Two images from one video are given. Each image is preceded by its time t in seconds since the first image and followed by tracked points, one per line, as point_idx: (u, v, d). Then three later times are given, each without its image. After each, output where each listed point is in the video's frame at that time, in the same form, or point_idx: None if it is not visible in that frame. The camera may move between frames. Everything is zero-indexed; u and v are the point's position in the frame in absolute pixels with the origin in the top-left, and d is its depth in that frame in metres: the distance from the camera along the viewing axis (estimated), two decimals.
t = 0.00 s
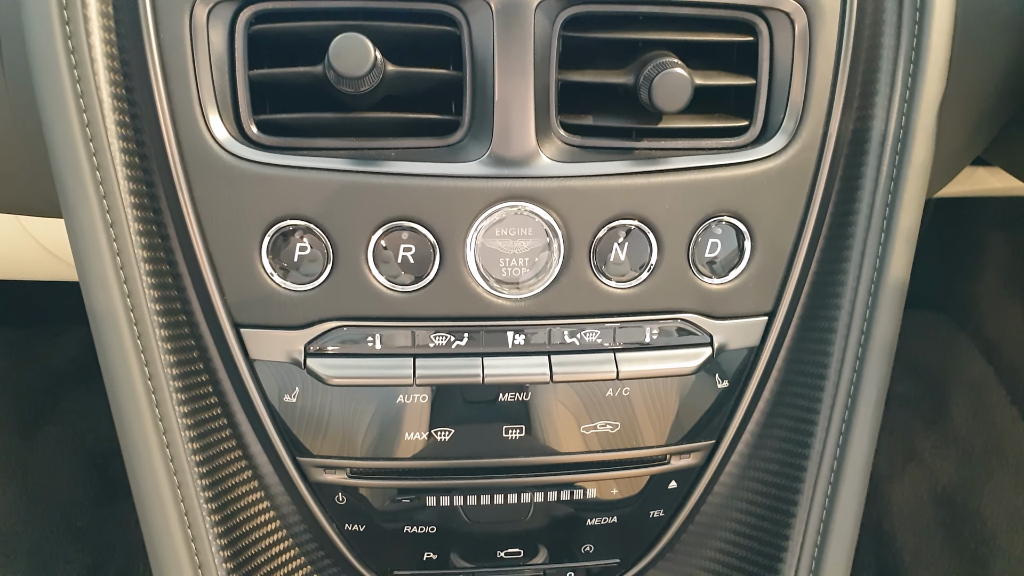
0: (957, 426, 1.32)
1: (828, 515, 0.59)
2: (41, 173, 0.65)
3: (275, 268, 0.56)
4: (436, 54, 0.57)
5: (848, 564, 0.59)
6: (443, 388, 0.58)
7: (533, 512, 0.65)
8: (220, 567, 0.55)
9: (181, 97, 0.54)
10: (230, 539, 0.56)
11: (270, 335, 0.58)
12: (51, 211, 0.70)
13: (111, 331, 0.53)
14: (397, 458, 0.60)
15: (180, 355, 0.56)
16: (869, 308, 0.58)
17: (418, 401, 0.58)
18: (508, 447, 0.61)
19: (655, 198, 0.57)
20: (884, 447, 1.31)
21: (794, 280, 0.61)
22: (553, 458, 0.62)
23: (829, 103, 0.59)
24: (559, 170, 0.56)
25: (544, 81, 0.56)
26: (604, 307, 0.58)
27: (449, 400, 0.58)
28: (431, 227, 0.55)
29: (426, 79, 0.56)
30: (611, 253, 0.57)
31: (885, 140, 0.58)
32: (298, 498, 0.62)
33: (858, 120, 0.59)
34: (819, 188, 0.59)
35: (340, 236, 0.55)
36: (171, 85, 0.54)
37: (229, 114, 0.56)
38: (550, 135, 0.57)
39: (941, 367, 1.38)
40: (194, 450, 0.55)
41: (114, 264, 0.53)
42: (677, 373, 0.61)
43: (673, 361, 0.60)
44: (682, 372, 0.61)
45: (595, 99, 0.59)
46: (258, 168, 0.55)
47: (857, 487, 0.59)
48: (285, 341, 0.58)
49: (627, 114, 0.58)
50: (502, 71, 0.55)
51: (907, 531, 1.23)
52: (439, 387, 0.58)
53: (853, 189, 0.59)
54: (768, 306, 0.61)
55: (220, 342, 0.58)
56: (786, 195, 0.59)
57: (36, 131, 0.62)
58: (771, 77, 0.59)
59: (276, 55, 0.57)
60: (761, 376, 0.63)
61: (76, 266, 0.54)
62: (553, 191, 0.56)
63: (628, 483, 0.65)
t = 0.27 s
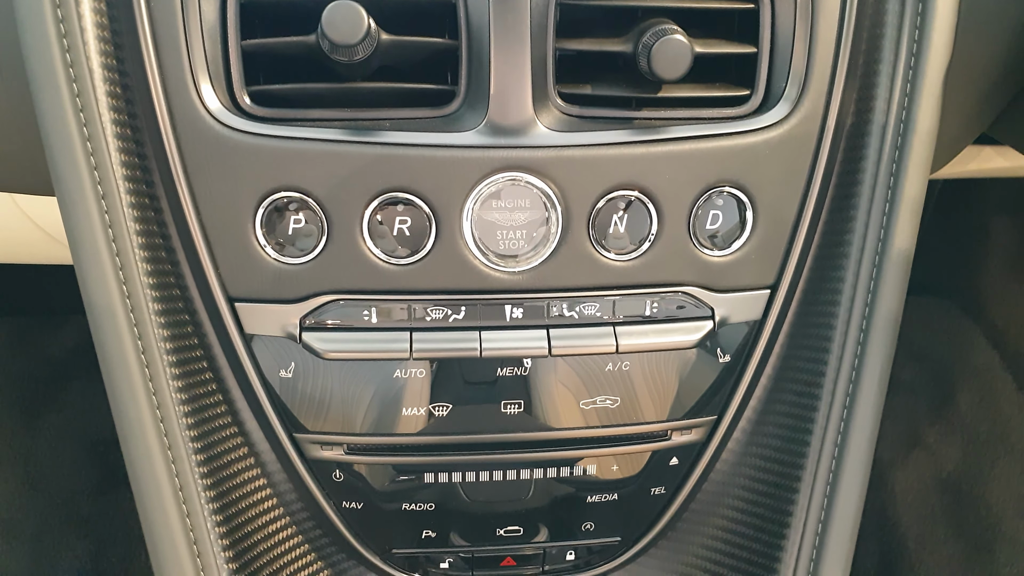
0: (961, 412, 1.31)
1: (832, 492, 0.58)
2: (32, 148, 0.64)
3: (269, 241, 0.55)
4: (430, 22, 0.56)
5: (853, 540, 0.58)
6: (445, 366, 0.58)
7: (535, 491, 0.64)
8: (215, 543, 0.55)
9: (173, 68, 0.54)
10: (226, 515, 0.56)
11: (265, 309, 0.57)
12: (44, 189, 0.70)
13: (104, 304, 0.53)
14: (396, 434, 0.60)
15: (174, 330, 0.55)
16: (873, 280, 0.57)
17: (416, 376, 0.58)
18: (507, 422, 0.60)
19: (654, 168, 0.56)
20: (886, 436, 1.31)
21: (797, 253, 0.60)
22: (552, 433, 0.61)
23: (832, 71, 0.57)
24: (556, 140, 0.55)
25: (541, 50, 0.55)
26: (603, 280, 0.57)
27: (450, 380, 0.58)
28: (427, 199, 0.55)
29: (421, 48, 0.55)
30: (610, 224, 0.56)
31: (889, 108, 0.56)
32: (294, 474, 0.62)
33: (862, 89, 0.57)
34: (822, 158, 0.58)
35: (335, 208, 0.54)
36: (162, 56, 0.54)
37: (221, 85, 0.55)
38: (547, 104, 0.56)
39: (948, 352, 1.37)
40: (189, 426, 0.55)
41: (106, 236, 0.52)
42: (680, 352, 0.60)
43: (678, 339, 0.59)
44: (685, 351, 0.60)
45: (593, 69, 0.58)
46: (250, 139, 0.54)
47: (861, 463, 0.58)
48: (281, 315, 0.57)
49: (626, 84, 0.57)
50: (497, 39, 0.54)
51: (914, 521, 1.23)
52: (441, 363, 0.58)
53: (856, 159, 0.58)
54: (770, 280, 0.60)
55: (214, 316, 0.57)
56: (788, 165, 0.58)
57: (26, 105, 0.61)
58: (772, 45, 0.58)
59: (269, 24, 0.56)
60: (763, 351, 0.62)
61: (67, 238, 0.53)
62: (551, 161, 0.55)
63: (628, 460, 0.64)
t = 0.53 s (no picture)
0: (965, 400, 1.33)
1: (830, 470, 0.58)
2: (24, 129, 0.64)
3: (262, 219, 0.55)
4: None
5: (851, 520, 0.58)
6: (444, 349, 0.58)
7: (532, 474, 0.64)
8: (209, 523, 0.55)
9: (163, 44, 0.53)
10: (219, 496, 0.56)
11: (258, 288, 0.56)
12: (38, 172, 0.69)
13: (95, 283, 0.52)
14: (394, 414, 0.60)
15: (166, 309, 0.55)
16: (870, 256, 0.57)
17: (411, 355, 0.58)
18: (502, 402, 0.60)
19: (649, 144, 0.55)
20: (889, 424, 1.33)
21: (793, 230, 0.60)
22: (548, 412, 0.61)
23: (828, 45, 0.57)
24: (550, 116, 0.54)
25: (534, 24, 0.54)
26: (597, 257, 0.57)
27: (449, 362, 0.58)
28: (419, 176, 0.54)
29: (412, 24, 0.55)
30: (604, 201, 0.56)
31: (886, 82, 0.56)
32: (287, 454, 0.62)
33: (858, 63, 0.57)
34: (818, 134, 0.58)
35: (327, 186, 0.54)
36: (152, 32, 0.53)
37: (211, 60, 0.54)
38: (540, 80, 0.55)
39: (953, 343, 1.40)
40: (182, 405, 0.54)
41: (96, 214, 0.52)
42: (678, 334, 0.60)
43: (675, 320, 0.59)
44: (683, 332, 0.60)
45: (586, 45, 0.57)
46: (241, 116, 0.53)
47: (859, 441, 0.58)
48: (274, 294, 0.57)
49: (619, 59, 0.57)
50: (489, 13, 0.53)
51: (915, 507, 1.23)
52: (439, 345, 0.58)
53: (852, 135, 0.57)
54: (766, 258, 0.60)
55: (206, 294, 0.57)
56: (784, 141, 0.57)
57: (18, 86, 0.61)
58: (767, 19, 0.57)
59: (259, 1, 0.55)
60: (760, 329, 0.62)
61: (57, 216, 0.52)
62: (544, 136, 0.54)
63: (626, 440, 0.64)
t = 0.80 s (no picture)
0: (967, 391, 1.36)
1: (828, 451, 0.57)
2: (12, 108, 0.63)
3: (252, 197, 0.54)
4: None
5: (848, 502, 0.57)
6: (440, 335, 0.58)
7: (529, 457, 0.64)
8: (199, 504, 0.54)
9: (149, 17, 0.52)
10: (209, 477, 0.55)
11: (248, 268, 0.56)
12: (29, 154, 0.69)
13: (83, 262, 0.51)
14: (386, 395, 0.60)
15: (156, 289, 0.54)
16: (868, 235, 0.56)
17: (403, 335, 0.57)
18: (496, 383, 0.60)
19: (643, 120, 0.54)
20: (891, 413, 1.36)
21: (790, 208, 0.59)
22: (543, 394, 0.61)
23: (827, 20, 0.56)
24: (543, 92, 0.54)
25: None
26: (592, 235, 0.56)
27: (446, 347, 0.58)
28: (411, 153, 0.53)
29: None
30: (598, 179, 0.55)
31: (885, 57, 0.55)
32: (278, 434, 0.61)
33: (857, 38, 0.56)
34: (816, 110, 0.57)
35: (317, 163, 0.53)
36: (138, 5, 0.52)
37: (200, 35, 0.53)
38: (534, 55, 0.54)
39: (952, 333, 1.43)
40: (172, 385, 0.54)
41: (83, 192, 0.51)
42: (679, 321, 0.60)
43: (676, 306, 0.59)
44: (683, 319, 0.60)
45: (580, 20, 0.56)
46: (230, 92, 0.52)
47: (857, 422, 0.57)
48: (264, 274, 0.56)
49: (613, 35, 0.56)
50: None
51: (916, 495, 1.26)
52: (435, 331, 0.57)
53: (851, 111, 0.56)
54: (763, 237, 0.59)
55: (196, 274, 0.57)
56: (781, 117, 0.56)
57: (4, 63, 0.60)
58: None
59: None
60: (757, 309, 0.61)
61: (43, 194, 0.51)
62: (537, 112, 0.54)
63: (622, 421, 0.63)
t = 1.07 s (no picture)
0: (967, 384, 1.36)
1: (824, 438, 0.56)
2: None
3: (237, 179, 0.53)
4: None
5: (845, 491, 0.56)
6: (435, 325, 0.57)
7: (523, 446, 0.63)
8: (184, 492, 0.53)
9: None
10: (195, 464, 0.54)
11: (235, 252, 0.55)
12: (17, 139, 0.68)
13: (64, 245, 0.50)
14: (375, 381, 0.59)
15: (140, 273, 0.53)
16: (866, 218, 0.55)
17: (391, 321, 0.56)
18: (486, 369, 0.59)
19: (636, 102, 0.53)
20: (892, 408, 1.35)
21: (787, 192, 0.58)
22: (534, 380, 0.60)
23: None
24: (533, 72, 0.53)
25: None
26: (584, 219, 0.55)
27: (440, 336, 0.57)
28: (398, 134, 0.52)
29: None
30: (590, 162, 0.54)
31: (883, 39, 0.54)
32: (267, 422, 0.61)
33: (855, 18, 0.55)
34: (813, 92, 0.56)
35: (304, 145, 0.52)
36: None
37: (183, 14, 0.52)
38: (526, 35, 0.53)
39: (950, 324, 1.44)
40: (156, 371, 0.53)
41: (65, 173, 0.50)
42: (675, 311, 0.59)
43: (671, 293, 0.58)
44: (679, 307, 0.59)
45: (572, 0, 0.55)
46: (214, 72, 0.51)
47: (854, 410, 0.56)
48: (251, 258, 0.55)
49: (606, 16, 0.55)
50: None
51: (916, 490, 1.25)
52: (427, 319, 0.57)
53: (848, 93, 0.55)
54: (758, 222, 0.58)
55: (182, 259, 0.56)
56: (777, 99, 0.55)
57: None
58: None
59: None
60: (752, 295, 0.60)
61: (25, 175, 0.50)
62: (527, 93, 0.52)
63: (615, 409, 0.63)
